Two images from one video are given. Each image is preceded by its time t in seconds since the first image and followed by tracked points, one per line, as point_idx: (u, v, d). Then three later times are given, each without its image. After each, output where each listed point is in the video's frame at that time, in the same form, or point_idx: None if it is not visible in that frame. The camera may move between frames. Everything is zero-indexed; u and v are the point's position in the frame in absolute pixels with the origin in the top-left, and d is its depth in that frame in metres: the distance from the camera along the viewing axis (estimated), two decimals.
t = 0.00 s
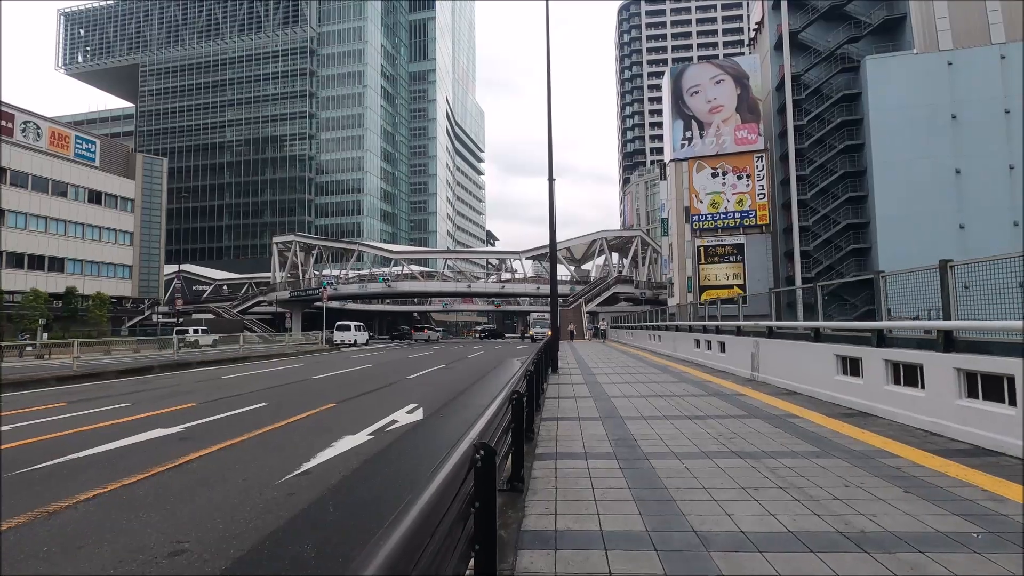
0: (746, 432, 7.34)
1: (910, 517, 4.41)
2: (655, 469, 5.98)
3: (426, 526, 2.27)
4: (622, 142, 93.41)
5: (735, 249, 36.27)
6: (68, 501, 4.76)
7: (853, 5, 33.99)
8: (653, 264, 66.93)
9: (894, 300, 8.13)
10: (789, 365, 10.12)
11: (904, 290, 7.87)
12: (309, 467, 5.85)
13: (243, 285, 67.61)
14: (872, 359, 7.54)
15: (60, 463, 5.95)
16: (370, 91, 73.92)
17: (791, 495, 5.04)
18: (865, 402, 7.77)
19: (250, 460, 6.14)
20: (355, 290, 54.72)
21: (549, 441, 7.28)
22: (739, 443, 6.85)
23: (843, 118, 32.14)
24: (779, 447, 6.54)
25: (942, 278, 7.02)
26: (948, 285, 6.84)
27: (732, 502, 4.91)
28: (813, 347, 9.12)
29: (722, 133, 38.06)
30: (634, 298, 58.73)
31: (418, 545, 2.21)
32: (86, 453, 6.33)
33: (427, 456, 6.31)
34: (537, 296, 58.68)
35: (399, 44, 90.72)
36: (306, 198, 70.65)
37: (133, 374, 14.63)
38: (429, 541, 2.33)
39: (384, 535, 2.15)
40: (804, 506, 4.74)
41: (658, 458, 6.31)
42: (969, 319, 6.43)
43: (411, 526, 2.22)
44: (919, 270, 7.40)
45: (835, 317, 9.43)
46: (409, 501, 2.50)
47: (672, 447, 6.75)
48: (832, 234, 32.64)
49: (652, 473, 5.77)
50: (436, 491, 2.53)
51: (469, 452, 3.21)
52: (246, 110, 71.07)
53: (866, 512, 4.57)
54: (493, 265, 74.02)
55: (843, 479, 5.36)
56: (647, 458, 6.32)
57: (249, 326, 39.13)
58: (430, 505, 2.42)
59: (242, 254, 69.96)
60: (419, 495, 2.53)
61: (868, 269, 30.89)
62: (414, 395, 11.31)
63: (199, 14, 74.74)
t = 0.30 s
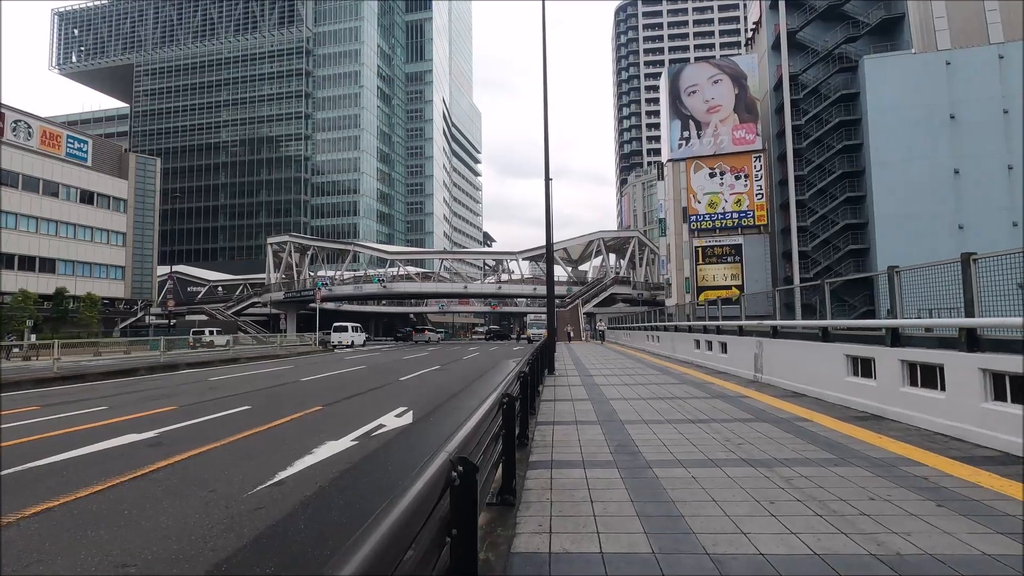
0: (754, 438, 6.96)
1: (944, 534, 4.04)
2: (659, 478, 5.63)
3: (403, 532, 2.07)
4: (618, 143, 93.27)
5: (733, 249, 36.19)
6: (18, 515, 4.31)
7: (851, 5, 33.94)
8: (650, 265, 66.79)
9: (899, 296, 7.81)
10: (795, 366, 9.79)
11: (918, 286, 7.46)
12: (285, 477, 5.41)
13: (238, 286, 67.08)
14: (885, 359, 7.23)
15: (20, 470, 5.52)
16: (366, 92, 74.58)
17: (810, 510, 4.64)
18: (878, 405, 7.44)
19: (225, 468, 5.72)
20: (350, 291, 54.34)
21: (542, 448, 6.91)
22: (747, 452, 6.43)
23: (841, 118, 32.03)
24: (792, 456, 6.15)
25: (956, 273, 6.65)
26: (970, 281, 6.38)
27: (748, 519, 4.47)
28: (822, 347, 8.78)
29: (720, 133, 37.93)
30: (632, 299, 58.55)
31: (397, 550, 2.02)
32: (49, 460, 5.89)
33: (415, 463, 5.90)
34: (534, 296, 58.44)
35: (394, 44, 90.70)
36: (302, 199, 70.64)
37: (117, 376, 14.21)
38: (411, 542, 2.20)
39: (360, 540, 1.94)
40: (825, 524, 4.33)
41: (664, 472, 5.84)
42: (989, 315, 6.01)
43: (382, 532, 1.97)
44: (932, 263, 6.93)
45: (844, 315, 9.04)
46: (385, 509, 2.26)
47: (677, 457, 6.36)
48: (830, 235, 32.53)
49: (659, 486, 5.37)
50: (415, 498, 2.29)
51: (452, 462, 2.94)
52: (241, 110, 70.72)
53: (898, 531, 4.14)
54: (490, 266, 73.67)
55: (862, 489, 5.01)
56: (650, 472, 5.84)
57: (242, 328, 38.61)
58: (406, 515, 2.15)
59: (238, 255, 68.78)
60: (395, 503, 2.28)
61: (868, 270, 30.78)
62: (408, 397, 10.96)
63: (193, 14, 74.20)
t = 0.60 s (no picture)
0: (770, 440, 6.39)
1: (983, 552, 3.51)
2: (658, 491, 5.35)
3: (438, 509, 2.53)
4: (616, 144, 93.10)
5: (733, 250, 35.75)
6: None
7: (850, 5, 33.84)
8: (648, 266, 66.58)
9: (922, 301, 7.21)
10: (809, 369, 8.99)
11: (942, 288, 6.79)
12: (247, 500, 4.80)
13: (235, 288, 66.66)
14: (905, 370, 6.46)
15: None
16: (364, 92, 73.78)
17: (820, 532, 4.19)
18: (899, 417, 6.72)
19: (188, 484, 5.17)
20: (346, 292, 53.86)
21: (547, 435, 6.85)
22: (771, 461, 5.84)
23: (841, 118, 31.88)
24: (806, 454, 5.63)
25: (987, 278, 6.03)
26: (1000, 283, 5.79)
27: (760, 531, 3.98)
28: (832, 352, 7.99)
29: (719, 133, 37.77)
30: (631, 301, 58.30)
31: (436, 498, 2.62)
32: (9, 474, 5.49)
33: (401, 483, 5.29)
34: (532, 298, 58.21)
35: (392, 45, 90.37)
36: (299, 200, 70.05)
37: (103, 380, 13.82)
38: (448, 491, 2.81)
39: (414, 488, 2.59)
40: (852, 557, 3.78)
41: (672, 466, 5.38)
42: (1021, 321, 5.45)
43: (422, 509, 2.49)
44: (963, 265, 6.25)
45: (855, 318, 8.38)
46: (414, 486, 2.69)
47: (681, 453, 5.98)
48: (831, 235, 32.34)
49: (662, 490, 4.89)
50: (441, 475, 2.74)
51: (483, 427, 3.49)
52: (238, 111, 70.12)
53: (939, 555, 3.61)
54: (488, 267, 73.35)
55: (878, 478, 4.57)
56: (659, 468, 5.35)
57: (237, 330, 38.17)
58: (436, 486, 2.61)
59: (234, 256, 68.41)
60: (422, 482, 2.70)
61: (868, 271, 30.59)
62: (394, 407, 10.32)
63: (189, 15, 73.58)
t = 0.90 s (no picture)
0: (778, 431, 6.01)
1: None
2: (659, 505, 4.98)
3: (382, 520, 2.11)
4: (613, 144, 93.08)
5: (730, 250, 35.65)
6: None
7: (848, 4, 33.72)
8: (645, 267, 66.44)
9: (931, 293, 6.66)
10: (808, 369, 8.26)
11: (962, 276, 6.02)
12: (201, 510, 4.31)
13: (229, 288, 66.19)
14: (919, 366, 5.53)
15: None
16: (359, 92, 72.89)
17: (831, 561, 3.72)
18: (911, 419, 5.77)
19: (141, 493, 4.73)
20: (341, 293, 53.55)
21: (537, 429, 6.49)
22: (779, 442, 5.50)
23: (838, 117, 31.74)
24: (819, 445, 5.30)
25: (1015, 268, 5.30)
26: None
27: (779, 520, 3.47)
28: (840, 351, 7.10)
29: (716, 132, 37.67)
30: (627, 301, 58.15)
31: (395, 513, 2.23)
32: None
33: (373, 489, 4.78)
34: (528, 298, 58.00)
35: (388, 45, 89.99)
36: (294, 200, 69.24)
37: (85, 381, 13.41)
38: (416, 497, 2.50)
39: (371, 501, 2.19)
40: (875, 527, 3.33)
41: (674, 459, 4.91)
42: None
43: (358, 525, 1.99)
44: (988, 253, 5.55)
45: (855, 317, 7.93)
46: (366, 499, 2.28)
47: (678, 442, 5.64)
48: (828, 235, 32.16)
49: (665, 477, 4.42)
50: (399, 484, 2.34)
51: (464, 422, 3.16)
52: (233, 111, 69.52)
53: (983, 532, 3.19)
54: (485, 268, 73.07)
55: (896, 474, 4.24)
56: (661, 462, 4.88)
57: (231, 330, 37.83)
58: (388, 500, 2.20)
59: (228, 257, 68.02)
60: (376, 494, 2.31)
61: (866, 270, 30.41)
62: (379, 407, 9.74)
63: (184, 14, 73.06)
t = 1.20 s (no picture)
0: (785, 442, 5.76)
1: None
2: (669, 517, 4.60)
3: (362, 543, 1.88)
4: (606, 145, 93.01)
5: (725, 250, 35.49)
6: None
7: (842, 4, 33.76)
8: (639, 267, 66.34)
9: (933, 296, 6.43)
10: (811, 377, 8.01)
11: (986, 281, 5.56)
12: (167, 536, 3.97)
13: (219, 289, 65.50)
14: (936, 373, 5.31)
15: None
16: (351, 92, 73.48)
17: None
18: (926, 430, 5.54)
19: (107, 514, 4.38)
20: (332, 294, 53.04)
21: (528, 440, 6.21)
22: (787, 456, 5.25)
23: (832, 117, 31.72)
24: (830, 460, 5.04)
25: (1021, 269, 5.12)
26: None
27: (796, 552, 3.20)
28: (847, 359, 6.86)
29: (710, 132, 37.62)
30: (621, 302, 58.06)
31: (367, 545, 1.96)
32: None
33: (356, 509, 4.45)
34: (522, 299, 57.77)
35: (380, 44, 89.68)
36: (285, 200, 69.24)
37: (62, 386, 12.93)
38: (396, 521, 2.26)
39: (339, 531, 1.93)
40: (908, 563, 3.04)
41: (676, 477, 4.64)
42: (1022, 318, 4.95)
43: (329, 555, 1.71)
44: (990, 255, 5.31)
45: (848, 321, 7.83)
46: (347, 518, 2.06)
47: (679, 456, 5.37)
48: (822, 236, 32.17)
49: (668, 498, 4.15)
50: (384, 502, 2.15)
51: (439, 445, 2.81)
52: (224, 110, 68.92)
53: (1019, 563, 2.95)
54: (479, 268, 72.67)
55: (920, 495, 4.00)
56: (662, 480, 4.60)
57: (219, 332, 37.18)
58: (366, 523, 1.96)
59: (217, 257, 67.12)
60: (358, 512, 2.09)
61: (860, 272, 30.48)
62: (366, 414, 9.38)
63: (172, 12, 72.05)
